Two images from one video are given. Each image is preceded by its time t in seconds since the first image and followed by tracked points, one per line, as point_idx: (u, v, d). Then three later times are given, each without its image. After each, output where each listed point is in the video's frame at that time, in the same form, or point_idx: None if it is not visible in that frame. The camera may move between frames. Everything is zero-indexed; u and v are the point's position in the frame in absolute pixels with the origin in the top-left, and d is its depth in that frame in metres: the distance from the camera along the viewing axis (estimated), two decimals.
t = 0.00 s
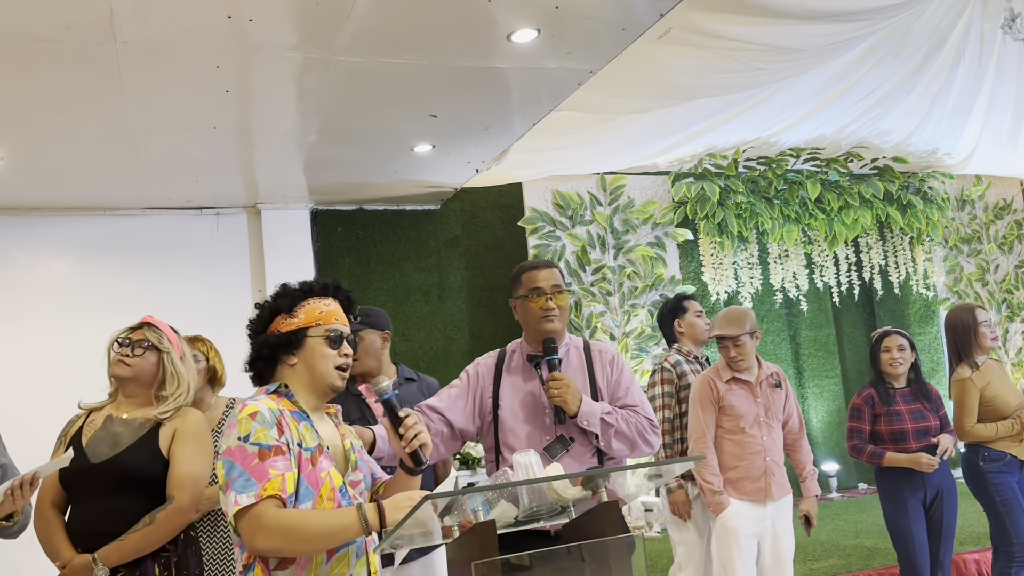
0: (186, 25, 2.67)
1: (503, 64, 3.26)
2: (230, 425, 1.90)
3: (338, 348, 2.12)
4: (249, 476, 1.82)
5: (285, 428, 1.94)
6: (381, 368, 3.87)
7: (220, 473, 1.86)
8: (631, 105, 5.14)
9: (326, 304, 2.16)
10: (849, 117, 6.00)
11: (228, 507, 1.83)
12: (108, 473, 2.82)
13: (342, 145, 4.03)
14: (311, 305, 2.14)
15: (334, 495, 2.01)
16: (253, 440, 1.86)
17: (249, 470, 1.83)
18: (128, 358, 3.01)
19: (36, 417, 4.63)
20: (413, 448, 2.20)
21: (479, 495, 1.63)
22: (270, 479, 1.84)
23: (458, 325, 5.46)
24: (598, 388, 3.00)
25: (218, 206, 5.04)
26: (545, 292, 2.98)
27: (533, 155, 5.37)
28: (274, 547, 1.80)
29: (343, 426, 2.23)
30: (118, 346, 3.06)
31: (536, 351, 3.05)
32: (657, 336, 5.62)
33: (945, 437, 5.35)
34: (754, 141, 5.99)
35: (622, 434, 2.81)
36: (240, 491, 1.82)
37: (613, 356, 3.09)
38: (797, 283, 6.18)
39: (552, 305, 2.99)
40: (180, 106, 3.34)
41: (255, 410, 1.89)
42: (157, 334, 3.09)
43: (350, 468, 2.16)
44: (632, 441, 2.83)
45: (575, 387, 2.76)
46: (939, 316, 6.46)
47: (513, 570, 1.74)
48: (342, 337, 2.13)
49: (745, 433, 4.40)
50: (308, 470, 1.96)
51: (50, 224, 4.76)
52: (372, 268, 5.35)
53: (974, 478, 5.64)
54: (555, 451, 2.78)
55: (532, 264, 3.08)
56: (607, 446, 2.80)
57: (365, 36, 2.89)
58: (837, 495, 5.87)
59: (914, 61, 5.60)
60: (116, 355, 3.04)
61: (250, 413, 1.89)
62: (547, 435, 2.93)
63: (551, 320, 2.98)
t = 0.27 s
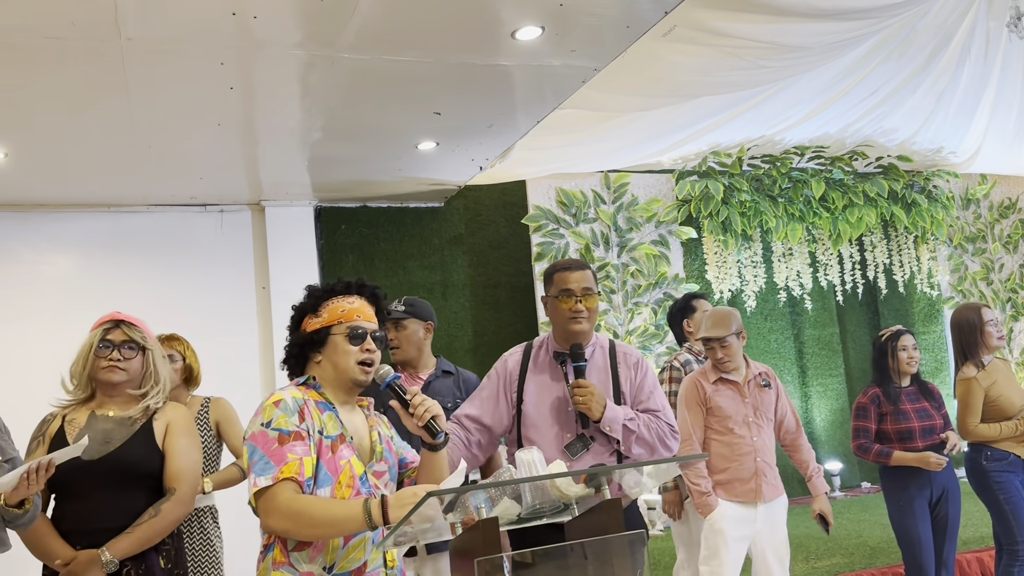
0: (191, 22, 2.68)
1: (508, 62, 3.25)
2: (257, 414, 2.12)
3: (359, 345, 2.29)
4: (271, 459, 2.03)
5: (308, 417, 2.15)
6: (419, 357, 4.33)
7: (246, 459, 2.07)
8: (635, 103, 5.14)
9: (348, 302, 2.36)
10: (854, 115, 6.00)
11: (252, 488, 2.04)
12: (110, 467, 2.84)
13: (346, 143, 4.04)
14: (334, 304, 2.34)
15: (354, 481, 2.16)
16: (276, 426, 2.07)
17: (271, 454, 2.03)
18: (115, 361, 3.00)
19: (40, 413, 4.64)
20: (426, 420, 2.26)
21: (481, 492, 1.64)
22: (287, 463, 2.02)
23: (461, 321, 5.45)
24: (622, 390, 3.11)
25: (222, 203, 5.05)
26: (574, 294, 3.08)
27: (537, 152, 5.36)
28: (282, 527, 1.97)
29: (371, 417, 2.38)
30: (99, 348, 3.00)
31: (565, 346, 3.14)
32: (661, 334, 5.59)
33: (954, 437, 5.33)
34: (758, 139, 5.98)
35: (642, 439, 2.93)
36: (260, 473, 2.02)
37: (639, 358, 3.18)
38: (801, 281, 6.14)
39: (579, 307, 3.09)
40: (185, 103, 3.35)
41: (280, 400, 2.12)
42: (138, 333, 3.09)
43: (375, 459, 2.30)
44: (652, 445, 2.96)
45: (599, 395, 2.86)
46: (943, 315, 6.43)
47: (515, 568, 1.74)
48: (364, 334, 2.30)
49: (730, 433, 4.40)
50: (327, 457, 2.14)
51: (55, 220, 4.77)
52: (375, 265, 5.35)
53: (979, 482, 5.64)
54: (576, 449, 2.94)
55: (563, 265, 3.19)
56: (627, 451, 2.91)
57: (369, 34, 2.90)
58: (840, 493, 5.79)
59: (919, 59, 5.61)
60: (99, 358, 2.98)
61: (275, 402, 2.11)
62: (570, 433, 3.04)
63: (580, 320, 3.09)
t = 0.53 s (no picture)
0: (197, 17, 2.68)
1: (514, 57, 3.25)
2: (274, 409, 2.47)
3: (373, 341, 2.70)
4: (287, 448, 2.36)
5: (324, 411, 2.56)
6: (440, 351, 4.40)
7: (264, 448, 2.39)
8: (641, 99, 5.13)
9: (366, 300, 2.82)
10: (861, 112, 5.98)
11: (269, 475, 2.37)
12: (108, 466, 3.14)
13: (351, 138, 4.04)
14: (353, 304, 2.79)
15: (362, 475, 2.54)
16: (293, 418, 2.41)
17: (287, 443, 2.36)
18: (102, 361, 3.24)
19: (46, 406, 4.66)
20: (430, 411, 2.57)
21: (486, 487, 1.63)
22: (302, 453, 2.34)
23: (465, 317, 5.44)
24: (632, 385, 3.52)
25: (228, 198, 5.06)
26: (570, 293, 3.50)
27: (542, 148, 5.36)
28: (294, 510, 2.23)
29: (391, 413, 2.77)
30: (82, 346, 3.21)
31: (573, 344, 3.55)
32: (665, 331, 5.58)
33: (958, 434, 5.71)
34: (764, 135, 5.95)
35: (650, 433, 3.36)
36: (278, 460, 2.34)
37: (644, 354, 3.62)
38: (806, 278, 6.10)
39: (576, 304, 3.51)
40: (190, 98, 3.35)
41: (297, 395, 2.48)
42: (113, 329, 3.32)
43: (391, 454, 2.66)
44: (661, 438, 3.39)
45: (607, 392, 3.28)
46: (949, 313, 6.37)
47: (517, 563, 1.73)
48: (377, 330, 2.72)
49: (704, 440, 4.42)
50: (339, 450, 2.53)
51: (61, 214, 4.79)
52: (380, 261, 5.33)
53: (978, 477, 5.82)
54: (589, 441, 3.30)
55: (569, 264, 3.56)
56: (637, 444, 3.35)
57: (375, 29, 2.90)
58: (844, 492, 5.74)
59: (926, 56, 5.60)
60: (82, 358, 3.20)
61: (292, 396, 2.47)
62: (582, 425, 3.42)
63: (581, 316, 3.49)
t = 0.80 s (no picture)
0: (206, 9, 2.68)
1: (522, 51, 3.24)
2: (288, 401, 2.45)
3: (383, 337, 2.67)
4: (300, 439, 2.34)
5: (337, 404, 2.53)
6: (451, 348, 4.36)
7: (277, 439, 2.37)
8: (649, 94, 5.12)
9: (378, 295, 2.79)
10: (870, 107, 5.97)
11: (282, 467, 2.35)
12: (109, 457, 3.22)
13: (358, 131, 4.04)
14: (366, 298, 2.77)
15: (374, 468, 2.51)
16: (305, 410, 2.39)
17: (300, 434, 2.34)
18: (95, 356, 3.32)
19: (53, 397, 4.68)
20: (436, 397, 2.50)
21: (494, 482, 1.64)
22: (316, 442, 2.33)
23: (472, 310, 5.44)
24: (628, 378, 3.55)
25: (235, 190, 5.06)
26: (562, 288, 3.56)
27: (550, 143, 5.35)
28: (305, 498, 2.20)
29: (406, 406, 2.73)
30: (76, 343, 3.28)
31: (568, 340, 3.58)
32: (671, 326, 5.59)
33: (966, 432, 5.75)
34: (773, 131, 5.94)
35: (648, 426, 3.39)
36: (291, 451, 2.32)
37: (639, 349, 3.65)
38: (814, 274, 6.07)
39: (569, 299, 3.56)
40: (199, 90, 3.35)
41: (310, 388, 2.46)
42: (105, 324, 3.41)
43: (403, 448, 2.62)
44: (658, 430, 3.42)
45: (602, 387, 3.32)
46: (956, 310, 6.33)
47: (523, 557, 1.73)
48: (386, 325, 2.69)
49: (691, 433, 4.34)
50: (350, 444, 2.49)
51: (69, 205, 4.80)
52: (387, 254, 5.35)
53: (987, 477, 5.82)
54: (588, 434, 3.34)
55: (568, 261, 3.63)
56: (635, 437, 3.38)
57: (383, 23, 2.89)
58: (850, 488, 5.73)
59: (936, 52, 5.59)
60: (77, 354, 3.26)
61: (304, 389, 2.46)
62: (580, 418, 3.44)
63: (571, 311, 3.54)
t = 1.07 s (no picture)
0: None
1: (533, 42, 3.23)
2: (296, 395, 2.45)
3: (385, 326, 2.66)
4: (309, 433, 2.34)
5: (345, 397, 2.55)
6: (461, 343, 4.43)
7: (287, 434, 2.38)
8: (660, 85, 5.09)
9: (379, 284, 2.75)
10: (882, 102, 5.94)
11: (293, 461, 2.36)
12: (125, 439, 3.25)
13: (368, 121, 4.03)
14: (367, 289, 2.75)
15: (384, 460, 2.52)
16: (312, 404, 2.40)
17: (309, 429, 2.35)
18: (110, 346, 3.35)
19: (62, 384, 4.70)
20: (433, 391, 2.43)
21: (504, 474, 1.64)
22: (324, 438, 2.32)
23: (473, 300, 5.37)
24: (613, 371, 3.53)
25: (244, 179, 5.06)
26: (546, 284, 3.53)
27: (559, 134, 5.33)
28: (316, 492, 2.20)
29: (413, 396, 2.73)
30: (92, 333, 3.32)
31: (553, 334, 3.57)
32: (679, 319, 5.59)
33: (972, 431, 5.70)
34: (784, 124, 5.88)
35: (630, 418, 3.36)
36: (301, 446, 2.33)
37: (623, 343, 3.62)
38: (823, 268, 6.04)
39: (553, 295, 3.53)
40: (209, 79, 3.35)
41: (317, 381, 2.47)
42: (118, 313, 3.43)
43: (413, 437, 2.62)
44: (639, 422, 3.37)
45: (582, 379, 3.29)
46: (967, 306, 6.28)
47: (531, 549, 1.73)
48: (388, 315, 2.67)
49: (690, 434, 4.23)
50: (359, 437, 2.51)
51: (79, 193, 4.81)
52: (395, 245, 5.33)
53: (995, 476, 5.76)
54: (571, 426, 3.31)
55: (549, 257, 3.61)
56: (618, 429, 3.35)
57: (395, 12, 2.88)
58: (857, 483, 5.71)
59: (949, 46, 5.63)
60: (93, 344, 3.30)
61: (311, 383, 2.46)
62: (564, 411, 3.41)
63: (556, 306, 3.51)
